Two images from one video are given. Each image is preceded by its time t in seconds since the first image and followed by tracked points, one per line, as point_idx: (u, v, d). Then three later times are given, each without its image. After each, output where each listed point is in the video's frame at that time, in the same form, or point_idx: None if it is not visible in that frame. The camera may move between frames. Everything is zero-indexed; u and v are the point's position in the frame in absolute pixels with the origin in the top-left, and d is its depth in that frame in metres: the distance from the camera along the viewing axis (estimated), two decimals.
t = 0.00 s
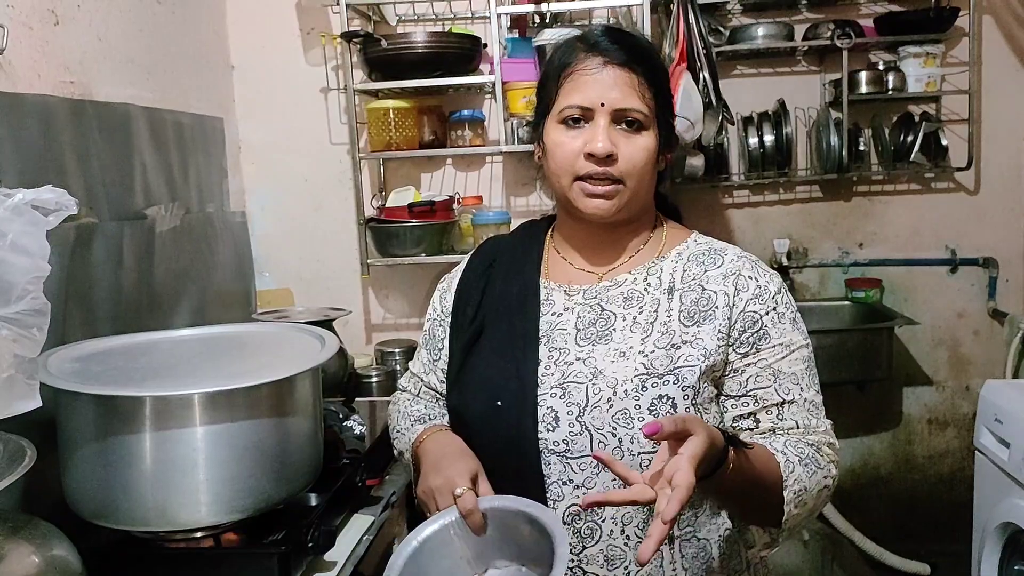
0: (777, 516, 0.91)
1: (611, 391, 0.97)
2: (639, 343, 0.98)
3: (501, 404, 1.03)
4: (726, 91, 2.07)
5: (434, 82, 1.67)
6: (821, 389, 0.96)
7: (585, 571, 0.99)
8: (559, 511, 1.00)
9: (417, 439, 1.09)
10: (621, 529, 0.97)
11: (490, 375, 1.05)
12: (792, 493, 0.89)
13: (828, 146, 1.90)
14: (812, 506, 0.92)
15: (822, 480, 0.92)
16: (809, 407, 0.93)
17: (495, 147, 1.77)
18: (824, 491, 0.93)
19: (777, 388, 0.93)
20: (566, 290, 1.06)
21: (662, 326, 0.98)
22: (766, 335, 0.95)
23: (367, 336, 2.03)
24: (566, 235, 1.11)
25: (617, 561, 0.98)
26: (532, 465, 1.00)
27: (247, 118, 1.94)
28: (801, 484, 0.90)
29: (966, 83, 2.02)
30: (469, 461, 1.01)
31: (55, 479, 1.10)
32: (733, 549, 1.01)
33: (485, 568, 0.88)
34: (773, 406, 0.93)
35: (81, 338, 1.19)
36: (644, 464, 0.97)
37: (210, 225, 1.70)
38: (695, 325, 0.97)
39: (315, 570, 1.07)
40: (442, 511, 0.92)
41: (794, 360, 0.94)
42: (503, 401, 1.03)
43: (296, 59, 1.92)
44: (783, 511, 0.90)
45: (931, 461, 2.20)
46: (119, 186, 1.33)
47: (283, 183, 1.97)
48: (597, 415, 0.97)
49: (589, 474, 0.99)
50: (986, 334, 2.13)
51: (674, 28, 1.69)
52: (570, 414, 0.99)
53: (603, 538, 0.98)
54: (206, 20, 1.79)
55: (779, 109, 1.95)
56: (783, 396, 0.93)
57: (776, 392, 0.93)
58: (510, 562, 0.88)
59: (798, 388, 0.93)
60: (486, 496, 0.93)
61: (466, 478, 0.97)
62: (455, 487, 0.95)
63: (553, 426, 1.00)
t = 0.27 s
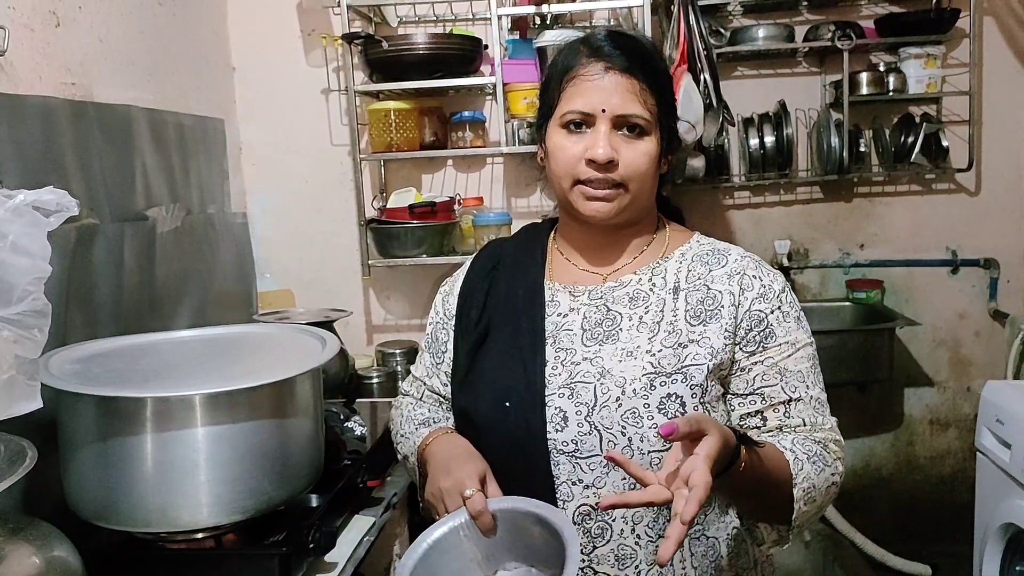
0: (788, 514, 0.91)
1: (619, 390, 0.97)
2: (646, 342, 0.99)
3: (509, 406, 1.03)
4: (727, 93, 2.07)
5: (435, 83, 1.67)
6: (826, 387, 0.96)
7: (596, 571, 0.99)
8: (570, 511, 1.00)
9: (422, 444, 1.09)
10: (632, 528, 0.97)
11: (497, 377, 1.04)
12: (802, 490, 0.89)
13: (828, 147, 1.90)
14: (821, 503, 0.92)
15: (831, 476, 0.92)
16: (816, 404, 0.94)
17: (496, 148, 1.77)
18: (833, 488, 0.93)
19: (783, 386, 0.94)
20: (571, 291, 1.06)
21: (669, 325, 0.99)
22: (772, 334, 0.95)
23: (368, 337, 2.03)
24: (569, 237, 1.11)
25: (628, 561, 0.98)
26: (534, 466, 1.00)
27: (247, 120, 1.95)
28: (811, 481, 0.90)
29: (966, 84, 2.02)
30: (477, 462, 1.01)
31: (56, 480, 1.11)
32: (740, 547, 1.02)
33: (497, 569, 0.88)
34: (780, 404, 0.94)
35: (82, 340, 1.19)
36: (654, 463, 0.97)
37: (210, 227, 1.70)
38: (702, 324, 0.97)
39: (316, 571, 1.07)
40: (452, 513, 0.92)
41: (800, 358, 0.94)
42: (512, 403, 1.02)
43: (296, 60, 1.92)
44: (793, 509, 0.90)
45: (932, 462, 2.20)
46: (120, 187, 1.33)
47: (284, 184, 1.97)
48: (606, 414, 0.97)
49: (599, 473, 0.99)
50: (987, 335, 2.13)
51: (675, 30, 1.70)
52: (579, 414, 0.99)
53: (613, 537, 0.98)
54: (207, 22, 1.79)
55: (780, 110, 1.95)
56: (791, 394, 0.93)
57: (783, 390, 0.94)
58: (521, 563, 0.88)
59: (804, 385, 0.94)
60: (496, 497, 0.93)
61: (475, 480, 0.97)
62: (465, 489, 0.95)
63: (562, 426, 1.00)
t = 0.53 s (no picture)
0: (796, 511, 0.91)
1: (625, 389, 0.97)
2: (651, 341, 0.99)
3: (517, 406, 1.03)
4: (728, 94, 2.07)
5: (437, 85, 1.67)
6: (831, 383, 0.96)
7: (604, 570, 0.99)
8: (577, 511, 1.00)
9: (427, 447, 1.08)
10: (640, 526, 0.97)
11: (504, 377, 1.05)
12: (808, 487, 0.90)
13: (830, 148, 1.90)
14: (829, 500, 0.92)
15: (837, 472, 0.92)
16: (822, 400, 0.94)
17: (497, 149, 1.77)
18: (840, 485, 0.93)
19: (790, 383, 0.94)
20: (576, 292, 1.06)
21: (674, 324, 0.99)
22: (776, 332, 0.95)
23: (369, 338, 2.03)
24: (570, 238, 1.11)
25: (636, 560, 0.98)
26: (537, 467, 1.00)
27: (249, 121, 1.95)
28: (818, 478, 0.90)
29: (968, 84, 2.02)
30: (483, 462, 1.00)
31: (58, 482, 1.11)
32: (748, 545, 1.02)
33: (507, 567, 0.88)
34: (787, 401, 0.94)
35: (84, 341, 1.19)
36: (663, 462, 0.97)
37: (212, 228, 1.70)
38: (707, 322, 0.97)
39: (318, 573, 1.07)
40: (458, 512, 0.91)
41: (805, 355, 0.95)
42: (518, 402, 1.03)
43: (298, 62, 1.92)
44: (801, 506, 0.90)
45: (934, 463, 2.19)
46: (121, 188, 1.33)
47: (286, 185, 1.97)
48: (613, 413, 0.97)
49: (606, 472, 0.98)
50: (989, 336, 2.12)
51: (676, 31, 1.70)
52: (585, 413, 0.99)
53: (621, 536, 0.98)
54: (209, 24, 1.79)
55: (782, 111, 1.95)
56: (797, 391, 0.93)
57: (789, 388, 0.94)
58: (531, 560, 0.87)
59: (810, 382, 0.94)
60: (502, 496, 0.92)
61: (481, 479, 0.96)
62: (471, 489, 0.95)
63: (569, 425, 1.00)
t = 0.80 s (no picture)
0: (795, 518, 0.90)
1: (628, 387, 0.97)
2: (656, 339, 0.98)
3: (520, 402, 1.02)
4: (730, 93, 2.07)
5: (438, 84, 1.67)
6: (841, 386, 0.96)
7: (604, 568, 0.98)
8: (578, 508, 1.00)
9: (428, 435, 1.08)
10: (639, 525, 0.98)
11: (508, 374, 1.04)
12: (809, 493, 0.89)
13: (832, 147, 1.90)
14: (832, 506, 0.92)
15: (841, 478, 0.91)
16: (831, 403, 0.94)
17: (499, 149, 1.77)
18: (844, 491, 0.92)
19: (800, 385, 0.94)
20: (582, 288, 1.06)
21: (680, 322, 0.98)
22: (785, 333, 0.95)
23: (371, 338, 2.03)
24: (577, 234, 1.11)
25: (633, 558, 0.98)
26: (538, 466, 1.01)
27: (251, 121, 1.95)
28: (818, 484, 0.90)
29: (971, 84, 2.02)
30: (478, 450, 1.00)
31: (60, 481, 1.11)
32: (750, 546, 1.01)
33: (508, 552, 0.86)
34: (795, 403, 0.94)
35: (87, 340, 1.19)
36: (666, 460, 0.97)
37: (214, 227, 1.70)
38: (713, 322, 0.97)
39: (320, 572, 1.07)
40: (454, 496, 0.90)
41: (816, 356, 0.94)
42: (521, 398, 1.02)
43: (300, 61, 1.92)
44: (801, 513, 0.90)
45: (937, 463, 2.19)
46: (124, 188, 1.33)
47: (288, 185, 1.97)
48: (614, 410, 0.97)
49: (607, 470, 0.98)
50: (991, 336, 2.12)
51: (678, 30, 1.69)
52: (587, 410, 0.99)
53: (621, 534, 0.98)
54: (211, 23, 1.79)
55: (784, 110, 1.95)
56: (805, 393, 0.93)
57: (799, 390, 0.94)
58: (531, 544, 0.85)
59: (820, 384, 0.93)
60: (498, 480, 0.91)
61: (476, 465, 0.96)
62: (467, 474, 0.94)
63: (570, 421, 1.00)
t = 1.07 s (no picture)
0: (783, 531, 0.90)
1: (619, 390, 0.97)
2: (653, 345, 0.98)
3: (515, 398, 1.04)
4: (733, 92, 2.06)
5: (440, 83, 1.67)
6: (846, 398, 0.93)
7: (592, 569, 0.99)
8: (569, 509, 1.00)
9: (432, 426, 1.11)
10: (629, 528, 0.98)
11: (510, 372, 1.05)
12: (796, 505, 0.89)
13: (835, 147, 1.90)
14: (825, 519, 0.91)
15: (836, 492, 0.90)
16: (832, 415, 0.92)
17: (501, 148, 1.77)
18: (839, 505, 0.91)
19: (799, 397, 0.92)
20: (586, 288, 1.06)
21: (677, 328, 0.98)
22: (787, 344, 0.93)
23: (373, 337, 2.03)
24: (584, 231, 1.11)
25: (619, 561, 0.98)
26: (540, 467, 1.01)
27: (253, 120, 1.95)
28: (806, 497, 0.89)
29: (974, 83, 2.01)
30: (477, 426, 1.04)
31: (63, 480, 1.11)
32: (744, 554, 1.01)
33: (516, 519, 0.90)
34: (793, 414, 0.92)
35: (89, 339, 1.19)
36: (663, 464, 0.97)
37: (217, 227, 1.70)
38: (711, 330, 0.96)
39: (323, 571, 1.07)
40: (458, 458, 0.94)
41: (817, 368, 0.92)
42: (517, 394, 1.04)
43: (302, 60, 1.92)
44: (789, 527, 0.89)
45: (939, 463, 2.19)
46: (126, 188, 1.33)
47: (290, 184, 1.97)
48: (605, 412, 0.97)
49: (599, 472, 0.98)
50: (994, 336, 2.12)
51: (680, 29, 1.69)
52: (579, 411, 0.99)
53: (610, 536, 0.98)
54: (213, 23, 1.79)
55: (787, 109, 1.95)
56: (804, 405, 0.92)
57: (799, 401, 0.92)
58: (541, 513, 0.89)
59: (821, 396, 0.91)
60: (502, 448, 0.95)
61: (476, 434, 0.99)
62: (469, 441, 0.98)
63: (562, 421, 1.00)
